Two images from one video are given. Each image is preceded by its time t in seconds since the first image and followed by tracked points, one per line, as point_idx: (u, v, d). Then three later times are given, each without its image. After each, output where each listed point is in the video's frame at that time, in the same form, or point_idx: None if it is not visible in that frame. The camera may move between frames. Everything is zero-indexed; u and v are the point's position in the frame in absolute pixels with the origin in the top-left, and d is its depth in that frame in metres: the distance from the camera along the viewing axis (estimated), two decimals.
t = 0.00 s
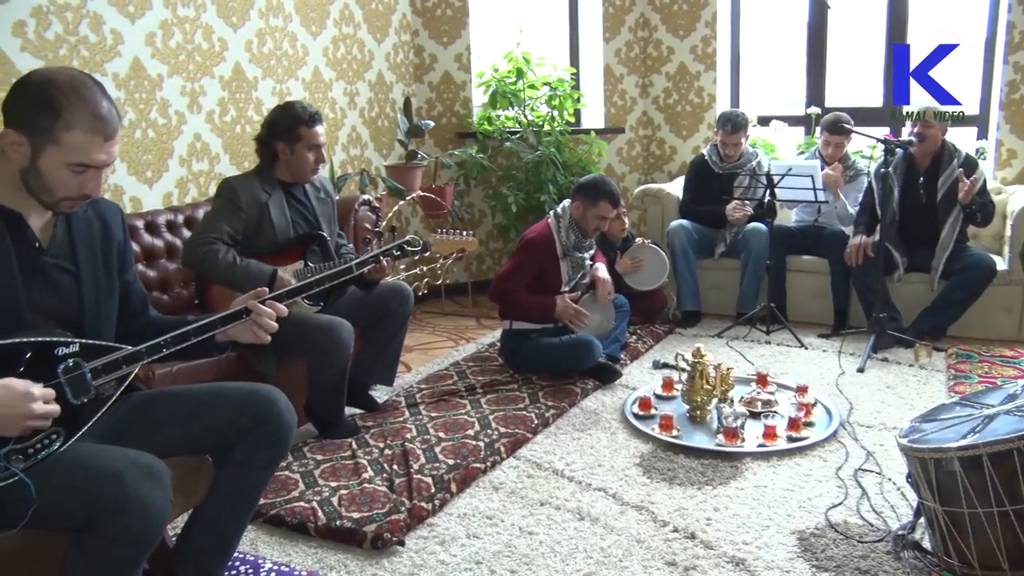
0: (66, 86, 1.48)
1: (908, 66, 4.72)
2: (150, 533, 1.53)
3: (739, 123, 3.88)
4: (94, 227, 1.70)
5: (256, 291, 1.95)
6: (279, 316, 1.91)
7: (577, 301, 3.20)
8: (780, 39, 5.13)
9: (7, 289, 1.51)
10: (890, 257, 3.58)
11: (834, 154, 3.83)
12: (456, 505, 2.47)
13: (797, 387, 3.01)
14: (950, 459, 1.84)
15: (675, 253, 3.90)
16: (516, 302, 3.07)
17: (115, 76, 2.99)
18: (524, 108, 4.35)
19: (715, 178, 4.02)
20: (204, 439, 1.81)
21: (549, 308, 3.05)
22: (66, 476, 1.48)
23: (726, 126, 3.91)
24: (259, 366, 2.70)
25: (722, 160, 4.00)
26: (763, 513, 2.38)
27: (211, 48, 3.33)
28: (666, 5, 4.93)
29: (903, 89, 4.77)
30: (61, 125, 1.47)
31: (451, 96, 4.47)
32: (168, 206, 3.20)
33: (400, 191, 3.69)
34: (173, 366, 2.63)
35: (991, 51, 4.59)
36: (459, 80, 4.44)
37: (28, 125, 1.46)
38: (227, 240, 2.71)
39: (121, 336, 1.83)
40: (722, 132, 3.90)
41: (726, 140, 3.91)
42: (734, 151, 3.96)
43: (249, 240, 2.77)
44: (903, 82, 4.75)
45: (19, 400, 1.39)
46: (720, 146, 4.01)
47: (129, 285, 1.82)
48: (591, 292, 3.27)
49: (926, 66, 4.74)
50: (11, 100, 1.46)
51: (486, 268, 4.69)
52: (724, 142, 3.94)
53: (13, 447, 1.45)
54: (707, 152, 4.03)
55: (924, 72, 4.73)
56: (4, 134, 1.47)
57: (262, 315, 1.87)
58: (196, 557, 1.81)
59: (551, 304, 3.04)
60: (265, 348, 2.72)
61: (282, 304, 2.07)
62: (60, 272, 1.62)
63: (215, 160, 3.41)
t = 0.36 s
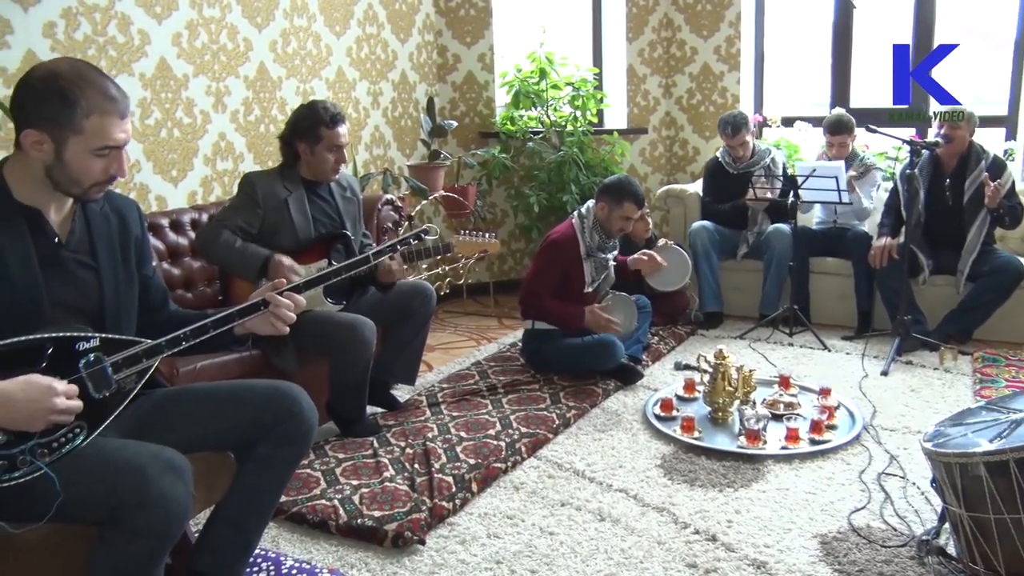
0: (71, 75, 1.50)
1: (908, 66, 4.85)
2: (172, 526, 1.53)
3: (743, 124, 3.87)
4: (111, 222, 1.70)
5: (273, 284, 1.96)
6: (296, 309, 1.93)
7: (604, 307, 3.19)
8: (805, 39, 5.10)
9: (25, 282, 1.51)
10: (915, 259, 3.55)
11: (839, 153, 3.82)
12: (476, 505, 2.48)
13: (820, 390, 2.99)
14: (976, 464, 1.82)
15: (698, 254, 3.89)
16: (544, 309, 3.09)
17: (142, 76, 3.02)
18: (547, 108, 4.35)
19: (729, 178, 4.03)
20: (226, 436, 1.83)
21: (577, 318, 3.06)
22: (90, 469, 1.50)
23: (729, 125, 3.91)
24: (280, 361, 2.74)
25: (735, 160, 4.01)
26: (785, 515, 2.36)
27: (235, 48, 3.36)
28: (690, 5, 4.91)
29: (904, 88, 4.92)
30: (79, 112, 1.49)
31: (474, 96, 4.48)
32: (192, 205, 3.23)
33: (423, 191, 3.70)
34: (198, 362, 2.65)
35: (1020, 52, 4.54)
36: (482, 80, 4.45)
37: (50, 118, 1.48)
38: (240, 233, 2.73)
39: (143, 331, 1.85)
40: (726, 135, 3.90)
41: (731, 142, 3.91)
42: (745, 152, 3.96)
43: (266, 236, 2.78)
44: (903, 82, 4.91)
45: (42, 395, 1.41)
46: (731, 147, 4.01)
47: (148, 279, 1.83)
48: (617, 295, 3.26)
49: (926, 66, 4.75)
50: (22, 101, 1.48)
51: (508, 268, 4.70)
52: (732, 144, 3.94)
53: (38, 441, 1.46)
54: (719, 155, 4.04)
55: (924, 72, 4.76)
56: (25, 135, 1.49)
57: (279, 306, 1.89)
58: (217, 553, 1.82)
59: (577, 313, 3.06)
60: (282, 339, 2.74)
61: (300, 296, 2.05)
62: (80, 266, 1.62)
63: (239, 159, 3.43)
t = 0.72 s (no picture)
0: (86, 62, 1.52)
1: (908, 66, 4.86)
2: (193, 519, 1.54)
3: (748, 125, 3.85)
4: (134, 219, 1.71)
5: (293, 281, 1.98)
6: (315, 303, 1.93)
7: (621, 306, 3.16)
8: (829, 39, 5.06)
9: (50, 276, 1.52)
10: (941, 261, 3.52)
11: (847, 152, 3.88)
12: (497, 504, 2.48)
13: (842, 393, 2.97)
14: (1003, 470, 1.79)
15: (720, 255, 3.88)
16: (558, 303, 3.10)
17: (167, 76, 3.05)
18: (569, 108, 4.35)
19: (745, 180, 4.01)
20: (247, 432, 1.84)
21: (590, 315, 3.08)
22: (112, 463, 1.52)
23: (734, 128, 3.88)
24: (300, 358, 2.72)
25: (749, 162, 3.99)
26: (806, 519, 2.34)
27: (260, 48, 3.38)
28: (713, 5, 4.89)
29: (903, 88, 4.93)
30: (100, 95, 1.51)
31: (496, 96, 4.49)
32: (216, 203, 3.25)
33: (445, 190, 3.71)
34: (221, 359, 2.67)
35: None
36: (504, 80, 4.45)
37: (72, 106, 1.49)
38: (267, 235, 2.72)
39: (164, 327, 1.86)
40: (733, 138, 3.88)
41: (739, 144, 3.88)
42: (755, 152, 3.93)
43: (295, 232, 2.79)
44: (903, 82, 4.91)
45: (66, 390, 1.42)
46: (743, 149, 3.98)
47: (169, 275, 1.84)
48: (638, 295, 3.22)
49: (926, 66, 4.81)
50: (42, 92, 1.49)
51: (529, 268, 4.71)
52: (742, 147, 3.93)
53: (62, 435, 1.48)
54: (733, 158, 4.03)
55: (924, 71, 4.81)
56: (48, 127, 1.50)
57: (298, 300, 1.89)
58: (239, 549, 1.84)
59: (590, 313, 3.07)
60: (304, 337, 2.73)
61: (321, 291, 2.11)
62: (102, 262, 1.64)
63: (262, 158, 3.46)
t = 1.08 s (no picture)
0: (127, 62, 1.54)
1: (908, 66, 4.87)
2: (219, 515, 1.56)
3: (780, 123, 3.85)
4: (168, 219, 1.73)
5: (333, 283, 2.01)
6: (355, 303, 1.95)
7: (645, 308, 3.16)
8: (857, 40, 5.03)
9: (86, 272, 1.53)
10: (970, 264, 3.49)
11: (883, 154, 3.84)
12: (519, 504, 2.48)
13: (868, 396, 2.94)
14: None
15: (745, 256, 3.86)
16: (581, 305, 3.10)
17: (195, 75, 3.08)
18: (594, 109, 4.34)
19: (774, 180, 3.99)
20: (273, 429, 1.85)
21: (614, 315, 3.07)
22: (140, 457, 1.52)
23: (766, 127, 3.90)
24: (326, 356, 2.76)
25: (779, 162, 3.97)
26: (831, 523, 2.32)
27: (286, 48, 3.40)
28: (740, 5, 4.87)
29: (903, 89, 4.94)
30: (145, 95, 1.53)
31: (521, 96, 4.50)
32: (242, 202, 3.28)
33: (469, 190, 3.72)
34: (247, 357, 2.67)
35: None
36: (529, 80, 4.46)
37: (118, 106, 1.52)
38: (297, 235, 2.74)
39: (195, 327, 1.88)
40: (765, 136, 3.89)
41: (770, 141, 3.89)
42: (787, 151, 3.92)
43: (322, 233, 2.82)
44: (902, 82, 4.92)
45: (99, 386, 1.43)
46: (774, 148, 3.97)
47: (203, 275, 1.85)
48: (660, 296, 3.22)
49: (927, 66, 4.83)
50: (87, 92, 1.51)
51: (553, 268, 4.71)
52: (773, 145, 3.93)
53: (92, 429, 1.50)
54: (764, 157, 4.00)
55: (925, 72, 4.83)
56: (94, 127, 1.52)
57: (338, 299, 1.91)
58: (264, 544, 1.85)
59: (615, 313, 3.07)
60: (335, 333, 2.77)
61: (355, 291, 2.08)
62: (136, 261, 1.65)
63: (288, 157, 3.48)
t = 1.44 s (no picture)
0: (181, 67, 1.58)
1: (908, 66, 4.93)
2: (245, 514, 1.57)
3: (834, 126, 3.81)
4: (208, 220, 1.74)
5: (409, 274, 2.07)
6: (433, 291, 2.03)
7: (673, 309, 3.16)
8: (885, 40, 4.98)
9: (123, 271, 1.55)
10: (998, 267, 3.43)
11: (930, 156, 3.78)
12: (541, 504, 2.48)
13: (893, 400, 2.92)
14: None
15: (768, 258, 3.85)
16: (614, 307, 3.09)
17: (222, 75, 3.11)
18: (618, 109, 4.33)
19: (808, 181, 3.94)
20: (298, 429, 1.86)
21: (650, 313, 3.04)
22: (168, 454, 1.54)
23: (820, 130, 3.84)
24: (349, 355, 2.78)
25: (817, 164, 3.92)
26: (855, 528, 2.30)
27: (311, 48, 3.42)
28: (765, 5, 4.85)
29: (903, 88, 5.00)
30: (194, 101, 1.56)
31: (545, 96, 4.50)
32: (267, 201, 3.31)
33: (493, 190, 3.73)
34: (271, 355, 2.64)
35: None
36: (553, 80, 4.47)
37: (166, 109, 1.54)
38: (321, 235, 2.76)
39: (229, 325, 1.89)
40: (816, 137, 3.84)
41: (821, 144, 3.84)
42: (830, 155, 3.88)
43: (345, 233, 2.83)
44: (903, 82, 4.98)
45: (129, 381, 1.44)
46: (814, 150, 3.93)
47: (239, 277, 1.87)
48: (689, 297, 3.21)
49: (927, 65, 4.87)
50: (137, 92, 1.54)
51: (576, 268, 4.71)
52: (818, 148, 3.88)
53: (122, 425, 1.51)
54: (800, 156, 3.97)
55: (924, 72, 4.87)
56: (141, 128, 1.55)
57: (421, 285, 1.98)
58: (287, 543, 1.86)
59: (648, 307, 3.07)
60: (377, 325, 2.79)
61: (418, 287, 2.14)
62: (172, 261, 1.67)
63: (313, 157, 3.50)
